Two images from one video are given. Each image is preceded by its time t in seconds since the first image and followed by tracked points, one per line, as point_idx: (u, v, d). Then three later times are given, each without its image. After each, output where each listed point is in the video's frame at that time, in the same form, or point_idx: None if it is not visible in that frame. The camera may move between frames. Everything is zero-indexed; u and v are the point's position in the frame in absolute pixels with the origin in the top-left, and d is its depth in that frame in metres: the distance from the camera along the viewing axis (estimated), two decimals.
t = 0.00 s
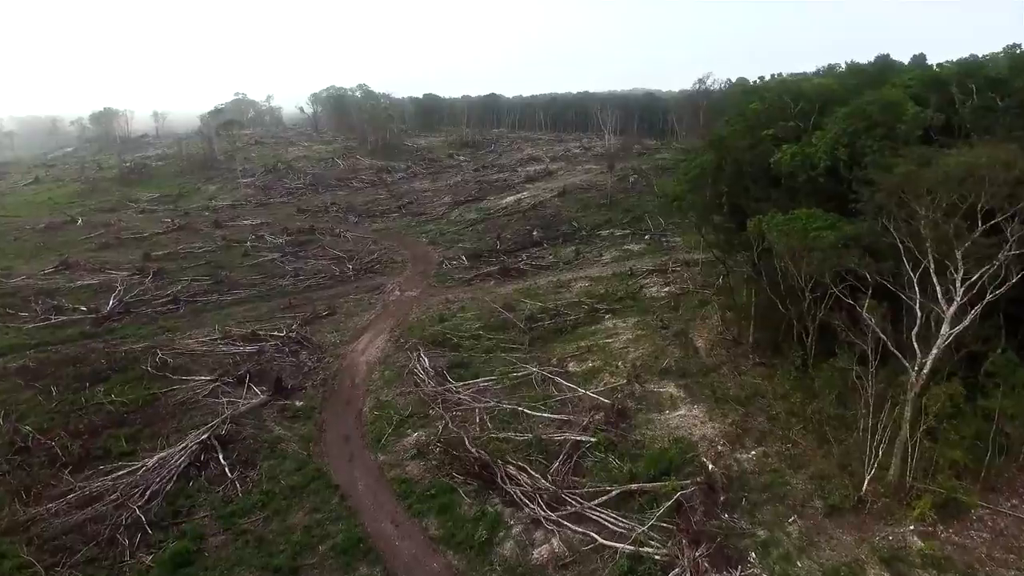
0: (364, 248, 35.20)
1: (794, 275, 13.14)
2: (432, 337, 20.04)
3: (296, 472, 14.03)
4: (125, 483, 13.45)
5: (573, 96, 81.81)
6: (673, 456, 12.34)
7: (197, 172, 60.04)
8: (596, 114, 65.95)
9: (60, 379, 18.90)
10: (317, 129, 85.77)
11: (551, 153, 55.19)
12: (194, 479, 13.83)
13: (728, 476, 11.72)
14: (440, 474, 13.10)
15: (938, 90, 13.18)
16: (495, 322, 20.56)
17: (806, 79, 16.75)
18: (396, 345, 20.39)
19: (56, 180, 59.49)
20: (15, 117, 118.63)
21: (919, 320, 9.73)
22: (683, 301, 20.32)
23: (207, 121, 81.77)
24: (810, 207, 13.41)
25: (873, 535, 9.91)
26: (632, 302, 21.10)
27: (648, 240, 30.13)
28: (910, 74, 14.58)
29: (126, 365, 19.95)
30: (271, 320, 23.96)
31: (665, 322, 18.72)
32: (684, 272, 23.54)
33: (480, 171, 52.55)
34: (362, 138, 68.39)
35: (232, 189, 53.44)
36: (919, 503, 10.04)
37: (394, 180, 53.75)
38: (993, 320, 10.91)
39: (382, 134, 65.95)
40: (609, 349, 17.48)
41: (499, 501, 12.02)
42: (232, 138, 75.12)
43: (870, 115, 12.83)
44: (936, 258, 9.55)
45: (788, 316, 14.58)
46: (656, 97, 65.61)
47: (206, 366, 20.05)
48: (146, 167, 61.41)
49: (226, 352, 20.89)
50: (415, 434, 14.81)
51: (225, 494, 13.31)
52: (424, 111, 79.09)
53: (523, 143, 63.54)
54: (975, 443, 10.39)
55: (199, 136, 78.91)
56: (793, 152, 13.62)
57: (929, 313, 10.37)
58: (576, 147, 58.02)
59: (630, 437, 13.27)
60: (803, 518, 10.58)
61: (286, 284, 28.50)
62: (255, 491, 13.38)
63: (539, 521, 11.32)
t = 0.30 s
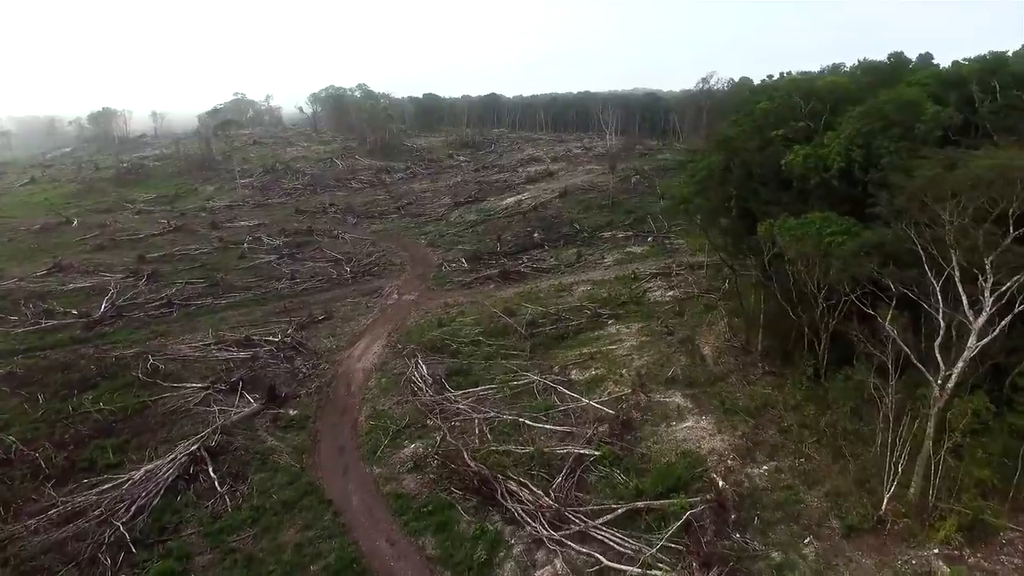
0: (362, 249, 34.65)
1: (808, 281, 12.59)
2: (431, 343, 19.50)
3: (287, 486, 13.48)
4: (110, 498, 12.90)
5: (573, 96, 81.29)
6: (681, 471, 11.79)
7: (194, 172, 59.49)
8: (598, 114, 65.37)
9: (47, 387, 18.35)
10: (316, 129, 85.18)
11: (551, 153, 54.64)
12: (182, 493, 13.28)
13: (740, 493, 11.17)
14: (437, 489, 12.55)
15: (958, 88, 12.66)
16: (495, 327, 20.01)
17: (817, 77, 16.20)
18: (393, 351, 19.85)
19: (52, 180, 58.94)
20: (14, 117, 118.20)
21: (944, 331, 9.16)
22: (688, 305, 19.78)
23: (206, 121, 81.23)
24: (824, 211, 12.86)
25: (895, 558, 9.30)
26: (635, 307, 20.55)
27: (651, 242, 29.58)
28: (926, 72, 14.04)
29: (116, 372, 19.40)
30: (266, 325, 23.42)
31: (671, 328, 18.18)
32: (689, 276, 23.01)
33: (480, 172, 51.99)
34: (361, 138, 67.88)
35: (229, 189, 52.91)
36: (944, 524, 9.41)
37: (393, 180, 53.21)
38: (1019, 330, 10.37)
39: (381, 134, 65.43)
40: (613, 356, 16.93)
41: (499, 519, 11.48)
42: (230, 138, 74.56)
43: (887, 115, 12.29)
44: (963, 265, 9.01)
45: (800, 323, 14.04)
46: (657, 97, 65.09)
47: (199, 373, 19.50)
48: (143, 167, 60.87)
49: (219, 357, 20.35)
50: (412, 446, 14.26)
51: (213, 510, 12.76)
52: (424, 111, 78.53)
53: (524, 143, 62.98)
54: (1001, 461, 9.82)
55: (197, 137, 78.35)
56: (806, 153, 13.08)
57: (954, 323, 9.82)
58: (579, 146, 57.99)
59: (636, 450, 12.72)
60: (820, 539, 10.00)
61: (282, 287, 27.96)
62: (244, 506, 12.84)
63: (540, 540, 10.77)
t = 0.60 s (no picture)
0: (360, 251, 34.12)
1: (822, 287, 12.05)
2: (429, 349, 18.96)
3: (278, 501, 12.94)
4: (92, 514, 12.33)
5: (574, 96, 80.88)
6: (690, 488, 11.24)
7: (191, 173, 58.92)
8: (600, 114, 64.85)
9: (34, 395, 17.80)
10: (315, 129, 84.64)
11: (552, 154, 54.09)
12: (168, 509, 12.73)
13: (752, 511, 10.61)
14: (435, 505, 12.03)
15: (978, 87, 12.16)
16: (495, 333, 19.48)
17: (827, 75, 15.68)
18: (390, 357, 19.33)
19: (48, 181, 58.37)
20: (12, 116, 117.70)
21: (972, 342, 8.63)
22: (694, 310, 19.25)
23: (204, 121, 80.69)
24: (838, 214, 12.32)
25: None
26: (639, 312, 20.02)
27: (654, 245, 29.08)
28: (943, 69, 13.52)
29: (105, 379, 18.86)
30: (261, 329, 22.88)
31: (676, 334, 17.64)
32: (693, 279, 22.47)
33: (481, 172, 51.45)
34: (361, 138, 67.35)
35: (227, 190, 52.38)
36: (970, 548, 8.83)
37: (392, 181, 52.67)
38: None
39: (380, 134, 64.91)
40: (617, 364, 16.40)
41: (499, 538, 10.94)
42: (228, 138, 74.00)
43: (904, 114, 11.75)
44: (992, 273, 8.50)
45: (812, 331, 13.50)
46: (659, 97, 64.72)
47: (191, 380, 18.97)
48: (140, 168, 60.32)
49: (212, 364, 19.82)
50: (409, 458, 13.74)
51: (200, 527, 12.22)
52: (424, 111, 77.98)
53: (524, 143, 62.42)
54: None
55: (195, 137, 77.77)
56: (820, 154, 12.56)
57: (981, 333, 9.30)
58: (580, 146, 57.56)
59: (642, 465, 12.19)
60: (838, 562, 9.43)
61: (278, 290, 27.44)
62: (233, 523, 12.30)
63: (542, 562, 10.22)
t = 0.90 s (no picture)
0: (357, 254, 33.53)
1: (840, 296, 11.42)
2: (427, 357, 18.34)
3: (267, 520, 12.32)
4: (70, 534, 11.71)
5: (574, 96, 80.34)
6: (701, 510, 10.61)
7: (188, 173, 58.31)
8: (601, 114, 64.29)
9: (17, 404, 17.18)
10: (313, 129, 84.04)
11: (553, 154, 53.47)
12: (151, 528, 12.12)
13: (767, 535, 9.99)
14: (432, 526, 11.41)
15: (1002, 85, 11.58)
16: (495, 340, 18.87)
17: (841, 73, 15.08)
18: (387, 364, 18.74)
19: (43, 181, 57.71)
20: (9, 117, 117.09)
21: (1008, 358, 8.00)
22: (700, 317, 18.64)
23: (202, 121, 80.10)
24: (856, 219, 11.70)
25: None
26: (644, 318, 19.41)
27: (657, 247, 28.47)
28: (964, 67, 12.93)
29: (92, 387, 18.26)
30: (254, 335, 22.27)
31: (683, 343, 17.01)
32: (698, 284, 21.88)
33: (480, 173, 50.87)
34: (360, 138, 66.74)
35: (224, 191, 51.77)
36: None
37: (391, 181, 52.08)
38: None
39: (379, 134, 64.31)
40: (621, 373, 15.80)
41: (499, 563, 10.32)
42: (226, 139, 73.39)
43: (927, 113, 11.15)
44: None
45: (828, 341, 12.87)
46: (660, 96, 64.18)
47: (180, 388, 18.37)
48: (137, 168, 59.68)
49: (203, 371, 19.20)
50: (405, 474, 13.13)
51: (184, 548, 11.60)
52: (423, 111, 77.34)
53: (525, 143, 61.82)
54: None
55: (193, 137, 77.16)
56: (836, 156, 11.95)
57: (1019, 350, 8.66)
58: (580, 146, 57.00)
59: (650, 483, 11.57)
60: None
61: (273, 293, 26.84)
62: (219, 544, 11.69)
63: None
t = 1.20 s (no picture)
0: (356, 256, 32.99)
1: (859, 304, 10.87)
2: (425, 364, 17.82)
3: (257, 538, 11.77)
4: (49, 553, 11.17)
5: (575, 95, 79.79)
6: (712, 531, 10.06)
7: (186, 174, 57.79)
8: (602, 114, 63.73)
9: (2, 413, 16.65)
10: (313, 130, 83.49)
11: (553, 154, 52.94)
12: (135, 546, 11.58)
13: (782, 559, 9.43)
14: (430, 546, 10.86)
15: None
16: (495, 346, 18.34)
17: (854, 71, 14.52)
18: (384, 372, 18.21)
19: (39, 182, 57.16)
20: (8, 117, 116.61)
21: None
22: (706, 323, 18.10)
23: (201, 122, 79.60)
24: (874, 224, 11.14)
25: None
26: (648, 324, 18.88)
27: (660, 250, 27.94)
28: (984, 65, 12.39)
29: (81, 396, 17.73)
30: (249, 341, 21.73)
31: (689, 350, 16.45)
32: (704, 288, 21.34)
33: (481, 173, 50.34)
34: (359, 139, 66.26)
35: (222, 192, 51.27)
36: None
37: (390, 182, 51.55)
38: None
39: (379, 134, 63.73)
40: (626, 383, 15.26)
41: None
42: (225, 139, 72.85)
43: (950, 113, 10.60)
44: None
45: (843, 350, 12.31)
46: (662, 96, 63.63)
47: (172, 397, 17.83)
48: (134, 168, 59.15)
49: (195, 378, 18.66)
50: (401, 489, 12.60)
51: (169, 569, 11.06)
52: (423, 111, 76.81)
53: (525, 144, 61.29)
54: None
55: (191, 137, 76.62)
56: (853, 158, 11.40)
57: None
58: (581, 147, 56.51)
59: (657, 501, 11.02)
60: None
61: (269, 297, 26.31)
62: (205, 564, 11.15)
63: None
